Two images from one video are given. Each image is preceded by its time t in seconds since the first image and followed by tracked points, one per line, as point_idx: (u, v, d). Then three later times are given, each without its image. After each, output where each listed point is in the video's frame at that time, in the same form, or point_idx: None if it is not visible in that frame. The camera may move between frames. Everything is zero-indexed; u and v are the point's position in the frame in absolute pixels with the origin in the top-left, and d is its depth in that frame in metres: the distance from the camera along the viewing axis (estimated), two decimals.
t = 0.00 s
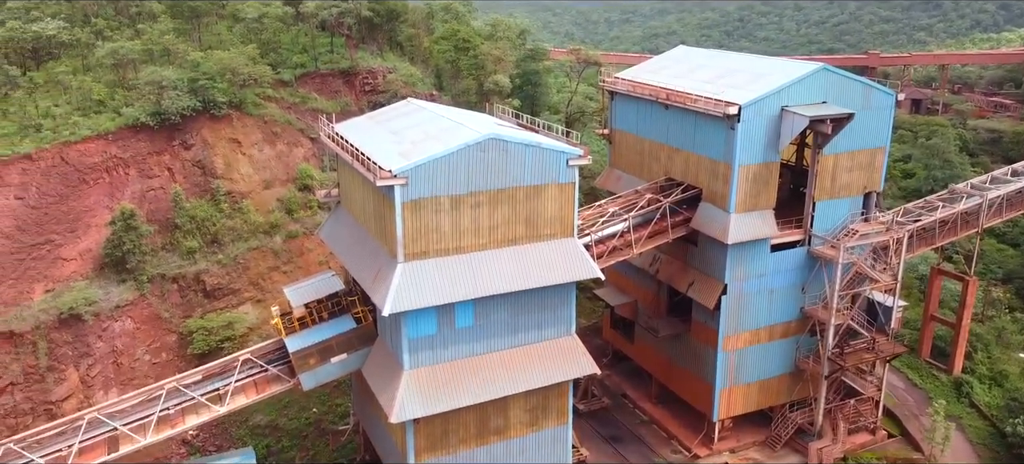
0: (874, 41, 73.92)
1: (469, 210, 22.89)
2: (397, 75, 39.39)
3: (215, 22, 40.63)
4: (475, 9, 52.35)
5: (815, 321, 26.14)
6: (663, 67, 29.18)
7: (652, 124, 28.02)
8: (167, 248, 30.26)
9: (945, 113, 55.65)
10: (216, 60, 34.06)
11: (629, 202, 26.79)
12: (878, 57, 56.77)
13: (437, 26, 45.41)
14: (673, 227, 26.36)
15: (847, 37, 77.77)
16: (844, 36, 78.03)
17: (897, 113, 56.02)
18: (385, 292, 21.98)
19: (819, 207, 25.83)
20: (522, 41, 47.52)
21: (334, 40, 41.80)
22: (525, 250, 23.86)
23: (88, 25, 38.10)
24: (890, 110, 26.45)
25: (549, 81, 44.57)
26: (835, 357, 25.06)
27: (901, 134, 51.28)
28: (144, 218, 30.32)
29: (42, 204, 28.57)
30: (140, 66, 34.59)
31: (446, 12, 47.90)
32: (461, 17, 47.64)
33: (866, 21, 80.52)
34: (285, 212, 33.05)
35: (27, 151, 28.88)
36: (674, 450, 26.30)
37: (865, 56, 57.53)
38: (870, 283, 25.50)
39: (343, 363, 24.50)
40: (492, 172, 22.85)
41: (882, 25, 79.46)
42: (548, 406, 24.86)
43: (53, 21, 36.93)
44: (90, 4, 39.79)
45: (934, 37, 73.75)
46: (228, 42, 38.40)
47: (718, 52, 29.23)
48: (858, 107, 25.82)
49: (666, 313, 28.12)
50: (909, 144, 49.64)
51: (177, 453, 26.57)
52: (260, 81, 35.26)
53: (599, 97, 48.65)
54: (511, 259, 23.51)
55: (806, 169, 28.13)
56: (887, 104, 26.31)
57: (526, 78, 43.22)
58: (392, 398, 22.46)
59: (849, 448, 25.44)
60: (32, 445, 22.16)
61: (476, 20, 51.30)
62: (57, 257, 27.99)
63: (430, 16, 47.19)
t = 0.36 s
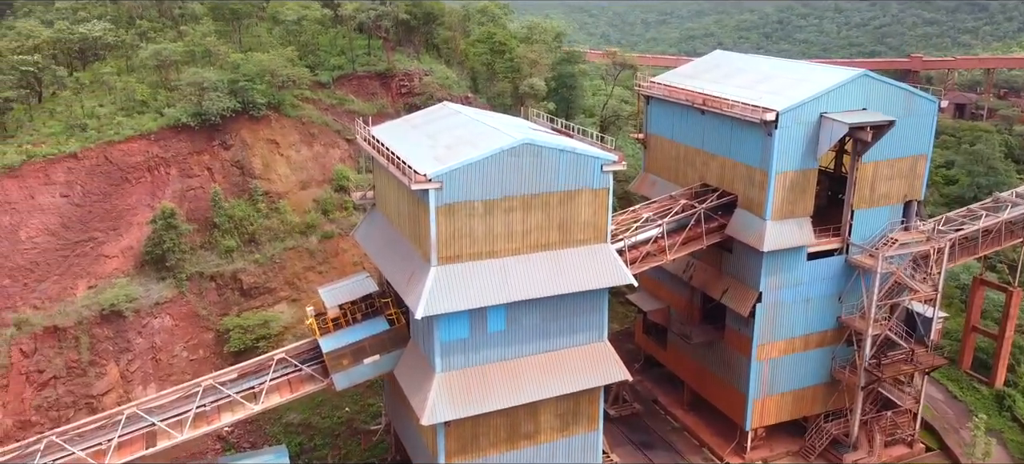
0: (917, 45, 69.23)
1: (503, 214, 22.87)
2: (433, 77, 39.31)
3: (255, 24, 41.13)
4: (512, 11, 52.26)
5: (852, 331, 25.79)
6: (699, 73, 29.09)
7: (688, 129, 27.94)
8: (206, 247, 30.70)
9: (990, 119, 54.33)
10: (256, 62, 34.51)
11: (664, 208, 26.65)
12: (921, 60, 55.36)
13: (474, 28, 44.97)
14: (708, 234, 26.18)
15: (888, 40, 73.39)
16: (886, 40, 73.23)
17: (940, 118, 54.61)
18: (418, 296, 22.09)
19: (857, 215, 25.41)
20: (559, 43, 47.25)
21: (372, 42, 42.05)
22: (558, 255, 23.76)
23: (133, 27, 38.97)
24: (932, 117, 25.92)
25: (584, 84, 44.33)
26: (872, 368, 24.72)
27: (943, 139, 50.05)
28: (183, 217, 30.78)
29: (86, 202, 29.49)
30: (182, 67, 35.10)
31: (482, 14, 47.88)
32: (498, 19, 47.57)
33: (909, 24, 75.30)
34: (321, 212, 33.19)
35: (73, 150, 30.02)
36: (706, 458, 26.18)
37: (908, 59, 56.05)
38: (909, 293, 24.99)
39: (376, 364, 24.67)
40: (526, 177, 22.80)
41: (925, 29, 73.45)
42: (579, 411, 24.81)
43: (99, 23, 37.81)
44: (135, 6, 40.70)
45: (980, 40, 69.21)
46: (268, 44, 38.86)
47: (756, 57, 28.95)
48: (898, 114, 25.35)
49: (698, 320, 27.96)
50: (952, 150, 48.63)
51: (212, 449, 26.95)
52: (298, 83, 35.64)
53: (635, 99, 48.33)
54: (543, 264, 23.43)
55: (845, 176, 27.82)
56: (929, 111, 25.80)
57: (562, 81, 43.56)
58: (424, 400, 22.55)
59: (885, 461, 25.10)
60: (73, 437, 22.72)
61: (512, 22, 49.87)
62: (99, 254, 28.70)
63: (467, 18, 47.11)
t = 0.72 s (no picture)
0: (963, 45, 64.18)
1: (536, 216, 22.82)
2: (469, 78, 39.24)
3: (294, 23, 41.47)
4: (547, 10, 52.07)
5: (890, 339, 25.43)
6: (738, 75, 29.01)
7: (725, 131, 27.86)
8: (243, 243, 31.14)
9: None
10: (294, 61, 34.75)
11: (698, 211, 26.48)
12: (966, 62, 53.72)
13: (509, 29, 44.93)
14: (743, 238, 25.97)
15: (932, 41, 68.51)
16: (928, 40, 68.80)
17: (985, 121, 53.11)
18: (451, 295, 22.18)
19: (897, 222, 24.98)
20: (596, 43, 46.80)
21: (409, 43, 42.18)
22: (591, 258, 23.65)
23: (175, 27, 39.88)
24: (977, 123, 25.40)
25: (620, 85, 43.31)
26: (909, 377, 24.41)
27: (987, 144, 48.67)
28: (222, 214, 31.27)
29: (128, 198, 30.31)
30: (223, 66, 35.57)
31: (519, 15, 47.85)
32: (533, 20, 47.43)
33: (954, 26, 70.33)
34: (356, 211, 33.35)
35: (117, 147, 30.82)
36: None
37: (952, 62, 54.19)
38: (950, 302, 24.49)
39: (408, 362, 24.81)
40: (560, 179, 22.74)
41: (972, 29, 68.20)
42: (609, 414, 24.75)
43: (143, 22, 38.65)
44: (178, 7, 42.08)
45: None
46: (307, 44, 39.29)
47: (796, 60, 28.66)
48: (941, 119, 24.88)
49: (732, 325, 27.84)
50: (998, 155, 47.45)
51: (247, 442, 28.00)
52: (335, 82, 35.91)
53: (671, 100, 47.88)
54: (576, 266, 23.34)
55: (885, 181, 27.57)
56: (974, 117, 25.29)
57: (597, 82, 42.12)
58: (454, 400, 22.64)
59: None
60: (113, 428, 23.34)
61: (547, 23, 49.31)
62: (139, 249, 29.46)
63: (503, 18, 46.99)
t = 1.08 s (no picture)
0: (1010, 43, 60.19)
1: (567, 216, 22.78)
2: (502, 76, 39.08)
3: (331, 21, 41.60)
4: (581, 7, 51.80)
5: (925, 344, 25.10)
6: (773, 75, 28.89)
7: (759, 132, 27.74)
8: (277, 238, 31.52)
9: None
10: (329, 58, 35.19)
11: (731, 212, 26.29)
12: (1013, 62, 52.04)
13: (543, 27, 44.77)
14: (776, 240, 25.71)
15: (975, 39, 64.79)
16: (971, 40, 64.82)
17: None
18: (480, 294, 22.24)
19: (934, 225, 24.59)
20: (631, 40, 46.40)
21: (443, 40, 42.07)
22: (621, 258, 23.53)
23: (214, 24, 40.54)
24: (1020, 126, 24.89)
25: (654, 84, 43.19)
26: (944, 384, 24.04)
27: None
28: (256, 208, 31.66)
29: (166, 192, 31.01)
30: (259, 63, 35.89)
31: (552, 13, 47.64)
32: (567, 18, 47.17)
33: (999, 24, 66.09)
34: (387, 207, 33.51)
35: (155, 142, 31.41)
36: None
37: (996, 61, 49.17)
38: (988, 308, 24.14)
39: (436, 359, 24.94)
40: (591, 179, 22.66)
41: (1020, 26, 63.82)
42: (637, 415, 24.69)
43: (183, 19, 39.29)
44: (217, 4, 42.82)
45: None
46: (342, 41, 39.53)
47: (833, 61, 28.37)
48: (983, 122, 24.42)
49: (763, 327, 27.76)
50: None
51: (278, 434, 28.55)
52: (369, 79, 36.02)
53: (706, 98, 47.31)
54: (606, 266, 23.24)
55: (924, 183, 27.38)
56: (1016, 119, 24.80)
57: (630, 80, 42.34)
58: (482, 398, 22.73)
59: None
60: (148, 418, 23.77)
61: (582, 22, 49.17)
62: (176, 242, 30.22)
63: (537, 16, 46.65)
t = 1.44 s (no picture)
0: None
1: (585, 209, 22.70)
2: (520, 68, 38.80)
3: (350, 12, 41.60)
4: None
5: (945, 340, 24.90)
6: (794, 68, 28.75)
7: (779, 125, 27.60)
8: (296, 229, 31.77)
9: None
10: (348, 50, 35.03)
11: (750, 206, 26.11)
12: None
13: (562, 19, 44.55)
14: (795, 234, 25.56)
15: (999, 31, 62.64)
16: (996, 31, 63.57)
17: None
18: (498, 286, 22.26)
19: (956, 221, 24.33)
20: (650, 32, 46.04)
21: (461, 31, 41.55)
22: (639, 252, 23.40)
23: (234, 16, 40.74)
24: None
25: (674, 76, 43.28)
26: (965, 380, 23.90)
27: None
28: (276, 199, 31.93)
29: (187, 182, 31.27)
30: (279, 54, 35.98)
31: (571, 4, 47.35)
32: (587, 11, 46.88)
33: None
34: (405, 199, 33.52)
35: (177, 132, 31.61)
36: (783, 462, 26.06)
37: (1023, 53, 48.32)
38: (1010, 304, 23.87)
39: (454, 351, 25.18)
40: (609, 172, 22.55)
41: None
42: (654, 408, 24.69)
43: (203, 11, 39.47)
44: None
45: None
46: (361, 32, 39.49)
47: (856, 53, 28.07)
48: (1007, 116, 24.10)
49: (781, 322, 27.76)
50: None
51: (297, 422, 28.95)
52: (388, 71, 35.99)
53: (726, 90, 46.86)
54: (623, 260, 23.13)
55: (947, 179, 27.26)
56: None
57: (649, 72, 42.31)
58: (499, 389, 22.78)
59: None
60: (169, 406, 24.08)
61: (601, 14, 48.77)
62: (197, 232, 30.60)
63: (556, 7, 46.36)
